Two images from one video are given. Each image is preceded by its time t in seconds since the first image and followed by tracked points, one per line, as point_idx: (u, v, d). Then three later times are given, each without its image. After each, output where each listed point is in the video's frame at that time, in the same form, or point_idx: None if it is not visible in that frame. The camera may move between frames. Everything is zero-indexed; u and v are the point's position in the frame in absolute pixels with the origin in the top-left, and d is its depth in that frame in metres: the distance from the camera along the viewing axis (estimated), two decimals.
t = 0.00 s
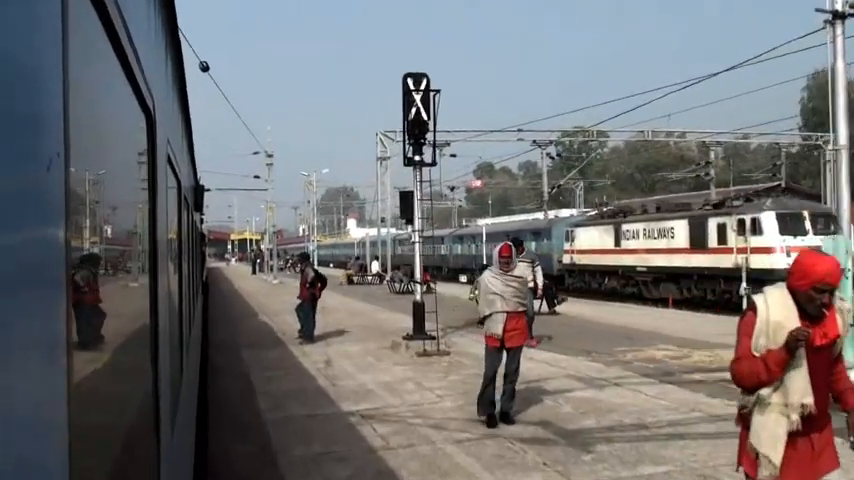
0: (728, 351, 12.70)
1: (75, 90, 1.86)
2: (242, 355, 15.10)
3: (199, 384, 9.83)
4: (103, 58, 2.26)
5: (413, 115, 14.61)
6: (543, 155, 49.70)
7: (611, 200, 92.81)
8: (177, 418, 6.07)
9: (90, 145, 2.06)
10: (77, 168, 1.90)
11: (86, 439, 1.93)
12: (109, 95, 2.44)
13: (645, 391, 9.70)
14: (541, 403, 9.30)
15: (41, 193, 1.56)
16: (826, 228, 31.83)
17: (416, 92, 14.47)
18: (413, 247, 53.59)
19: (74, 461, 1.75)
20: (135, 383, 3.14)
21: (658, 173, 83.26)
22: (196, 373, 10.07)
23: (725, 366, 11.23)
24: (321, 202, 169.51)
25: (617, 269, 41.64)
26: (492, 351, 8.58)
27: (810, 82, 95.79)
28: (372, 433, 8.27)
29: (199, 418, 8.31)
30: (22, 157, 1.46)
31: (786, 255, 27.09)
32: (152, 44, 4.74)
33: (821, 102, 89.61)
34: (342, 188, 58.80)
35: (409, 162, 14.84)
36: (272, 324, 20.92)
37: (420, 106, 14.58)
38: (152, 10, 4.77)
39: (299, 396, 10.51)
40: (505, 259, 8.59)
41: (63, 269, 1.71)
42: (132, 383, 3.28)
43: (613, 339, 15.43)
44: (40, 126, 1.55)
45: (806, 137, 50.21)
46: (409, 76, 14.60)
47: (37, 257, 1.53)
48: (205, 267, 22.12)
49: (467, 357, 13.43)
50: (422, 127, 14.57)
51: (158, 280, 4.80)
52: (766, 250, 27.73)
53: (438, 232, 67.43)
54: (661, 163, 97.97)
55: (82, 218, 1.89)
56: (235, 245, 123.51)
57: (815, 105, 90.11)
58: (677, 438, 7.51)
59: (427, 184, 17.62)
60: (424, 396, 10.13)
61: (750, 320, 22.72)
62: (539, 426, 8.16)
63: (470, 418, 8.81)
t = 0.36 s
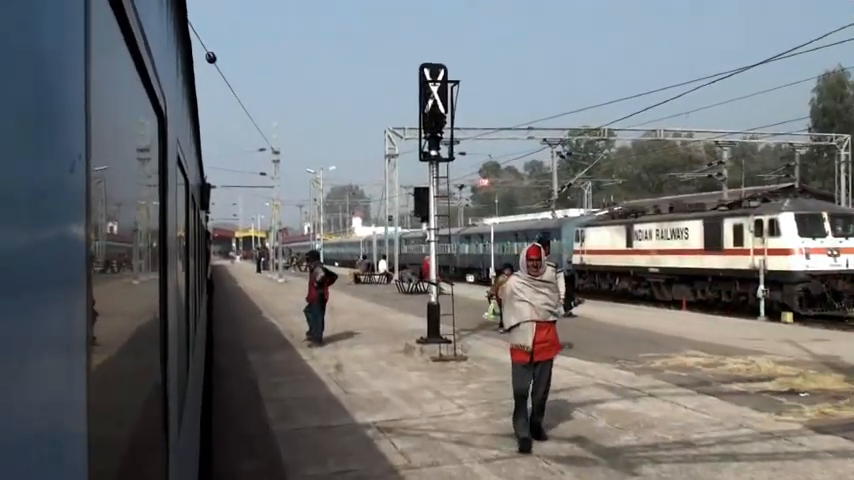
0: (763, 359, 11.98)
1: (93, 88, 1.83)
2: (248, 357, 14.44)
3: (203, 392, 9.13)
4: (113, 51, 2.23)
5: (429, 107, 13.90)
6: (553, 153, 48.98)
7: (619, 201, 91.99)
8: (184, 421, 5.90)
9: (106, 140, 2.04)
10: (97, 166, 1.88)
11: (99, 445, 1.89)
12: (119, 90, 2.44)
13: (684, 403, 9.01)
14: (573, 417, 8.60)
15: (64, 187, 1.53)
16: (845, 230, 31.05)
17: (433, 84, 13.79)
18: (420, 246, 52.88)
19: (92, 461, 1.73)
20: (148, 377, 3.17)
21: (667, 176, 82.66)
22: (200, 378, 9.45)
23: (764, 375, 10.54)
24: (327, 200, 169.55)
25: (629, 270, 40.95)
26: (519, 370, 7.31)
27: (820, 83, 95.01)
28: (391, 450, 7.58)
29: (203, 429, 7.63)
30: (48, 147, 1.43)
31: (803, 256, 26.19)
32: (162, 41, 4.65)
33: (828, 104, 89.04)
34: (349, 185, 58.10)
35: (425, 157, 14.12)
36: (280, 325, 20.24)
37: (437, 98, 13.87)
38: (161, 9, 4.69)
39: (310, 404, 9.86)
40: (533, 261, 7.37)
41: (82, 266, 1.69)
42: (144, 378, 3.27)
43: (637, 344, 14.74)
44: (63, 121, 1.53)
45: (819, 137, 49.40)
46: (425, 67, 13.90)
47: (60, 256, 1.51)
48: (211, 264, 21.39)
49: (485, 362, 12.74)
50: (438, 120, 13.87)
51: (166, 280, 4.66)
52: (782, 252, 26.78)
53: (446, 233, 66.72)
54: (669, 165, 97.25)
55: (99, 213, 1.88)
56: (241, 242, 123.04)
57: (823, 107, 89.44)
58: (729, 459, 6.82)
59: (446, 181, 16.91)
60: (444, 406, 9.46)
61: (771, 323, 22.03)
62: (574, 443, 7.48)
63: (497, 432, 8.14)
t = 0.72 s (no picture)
0: (791, 366, 11.30)
1: (101, 117, 2.09)
2: (244, 360, 13.70)
3: (197, 400, 8.38)
4: (118, 55, 2.39)
5: (438, 97, 13.18)
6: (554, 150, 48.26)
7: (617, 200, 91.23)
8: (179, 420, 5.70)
9: (104, 139, 2.16)
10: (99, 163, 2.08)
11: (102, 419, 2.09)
12: (118, 92, 2.54)
13: (718, 416, 8.32)
14: (598, 430, 7.91)
15: (70, 189, 1.80)
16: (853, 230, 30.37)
17: (442, 72, 13.08)
18: (418, 243, 52.08)
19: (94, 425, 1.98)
20: (148, 369, 3.28)
21: (666, 174, 81.92)
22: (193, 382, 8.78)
23: (797, 385, 9.86)
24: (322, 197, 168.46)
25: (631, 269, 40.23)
26: (538, 381, 6.45)
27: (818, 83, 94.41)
28: (402, 469, 6.87)
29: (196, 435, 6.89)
30: (57, 168, 1.64)
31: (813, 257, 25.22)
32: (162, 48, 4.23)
33: (827, 104, 88.46)
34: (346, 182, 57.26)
35: (431, 150, 13.41)
36: (276, 324, 19.50)
37: (445, 88, 13.17)
38: (163, 5, 4.24)
39: (311, 414, 9.17)
40: (556, 258, 6.56)
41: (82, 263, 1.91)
42: (144, 373, 3.35)
43: (651, 348, 14.04)
44: (68, 137, 1.76)
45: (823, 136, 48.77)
46: (434, 55, 13.19)
47: (58, 253, 1.71)
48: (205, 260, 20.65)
49: (496, 367, 12.03)
50: (446, 111, 13.16)
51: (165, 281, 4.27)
52: (791, 252, 25.72)
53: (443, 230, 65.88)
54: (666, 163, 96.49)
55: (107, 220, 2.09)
56: (235, 239, 121.94)
57: (823, 107, 88.80)
58: None
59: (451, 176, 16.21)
60: (457, 417, 8.76)
61: (784, 326, 21.32)
62: (606, 462, 6.79)
63: (518, 448, 7.45)
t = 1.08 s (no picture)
0: (815, 372, 10.69)
1: (101, 106, 1.82)
2: (236, 362, 13.03)
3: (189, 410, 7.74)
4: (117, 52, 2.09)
5: (442, 86, 12.53)
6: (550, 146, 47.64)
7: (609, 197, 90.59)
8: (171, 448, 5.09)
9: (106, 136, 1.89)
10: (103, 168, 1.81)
11: (99, 450, 1.75)
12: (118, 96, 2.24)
13: (751, 429, 7.71)
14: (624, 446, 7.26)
15: (73, 181, 1.53)
16: None
17: (446, 61, 12.43)
18: (412, 240, 51.39)
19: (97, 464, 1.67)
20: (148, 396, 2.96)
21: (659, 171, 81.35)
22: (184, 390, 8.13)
23: (828, 393, 9.26)
24: (312, 192, 167.46)
25: (628, 267, 39.66)
26: (575, 398, 5.88)
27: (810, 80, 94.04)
28: None
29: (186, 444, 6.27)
30: (62, 137, 1.41)
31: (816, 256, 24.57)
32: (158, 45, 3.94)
33: (820, 102, 88.12)
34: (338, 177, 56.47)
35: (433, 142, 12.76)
36: (269, 324, 18.81)
37: (450, 77, 12.52)
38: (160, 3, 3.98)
39: (309, 424, 8.52)
40: (595, 260, 5.89)
41: (85, 256, 1.62)
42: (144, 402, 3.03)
43: (663, 351, 13.41)
44: (68, 122, 1.50)
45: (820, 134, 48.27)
46: (438, 42, 12.54)
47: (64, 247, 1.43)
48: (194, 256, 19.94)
49: (503, 371, 11.39)
50: (451, 101, 12.50)
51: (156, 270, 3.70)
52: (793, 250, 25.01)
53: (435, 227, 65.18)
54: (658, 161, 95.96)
55: (105, 225, 1.84)
56: (225, 235, 120.86)
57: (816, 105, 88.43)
58: None
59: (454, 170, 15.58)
60: (468, 428, 8.10)
61: (791, 327, 20.73)
62: None
63: (540, 466, 6.80)
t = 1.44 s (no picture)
0: (832, 385, 10.08)
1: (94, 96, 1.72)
2: (215, 363, 12.32)
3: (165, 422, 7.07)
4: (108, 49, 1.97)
5: (439, 76, 11.82)
6: (535, 144, 46.97)
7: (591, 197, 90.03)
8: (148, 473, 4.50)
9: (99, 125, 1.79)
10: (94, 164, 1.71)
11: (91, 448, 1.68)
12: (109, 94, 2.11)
13: (782, 449, 7.05)
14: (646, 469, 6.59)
15: (70, 173, 1.47)
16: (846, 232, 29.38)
17: (444, 49, 11.74)
18: (393, 237, 50.51)
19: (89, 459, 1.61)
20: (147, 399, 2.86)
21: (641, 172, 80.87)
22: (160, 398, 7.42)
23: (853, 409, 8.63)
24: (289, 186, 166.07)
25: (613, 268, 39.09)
26: (628, 424, 5.38)
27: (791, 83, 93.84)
28: None
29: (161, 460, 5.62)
30: (63, 135, 1.37)
31: (807, 259, 24.06)
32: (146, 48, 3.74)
33: (802, 105, 87.95)
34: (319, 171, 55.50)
35: (428, 134, 12.06)
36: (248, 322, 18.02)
37: (446, 66, 11.82)
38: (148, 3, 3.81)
39: (297, 437, 7.83)
40: (657, 267, 5.39)
41: (80, 245, 1.52)
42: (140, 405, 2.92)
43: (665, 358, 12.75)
44: (65, 114, 1.43)
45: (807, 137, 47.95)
46: (435, 30, 11.84)
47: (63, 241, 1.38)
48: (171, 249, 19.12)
49: (501, 379, 10.68)
50: (448, 90, 11.79)
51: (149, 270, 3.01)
52: (785, 254, 24.44)
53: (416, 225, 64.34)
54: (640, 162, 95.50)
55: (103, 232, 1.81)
56: (201, 229, 119.19)
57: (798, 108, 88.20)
58: None
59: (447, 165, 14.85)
60: (471, 444, 7.42)
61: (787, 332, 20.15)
62: None
63: None
